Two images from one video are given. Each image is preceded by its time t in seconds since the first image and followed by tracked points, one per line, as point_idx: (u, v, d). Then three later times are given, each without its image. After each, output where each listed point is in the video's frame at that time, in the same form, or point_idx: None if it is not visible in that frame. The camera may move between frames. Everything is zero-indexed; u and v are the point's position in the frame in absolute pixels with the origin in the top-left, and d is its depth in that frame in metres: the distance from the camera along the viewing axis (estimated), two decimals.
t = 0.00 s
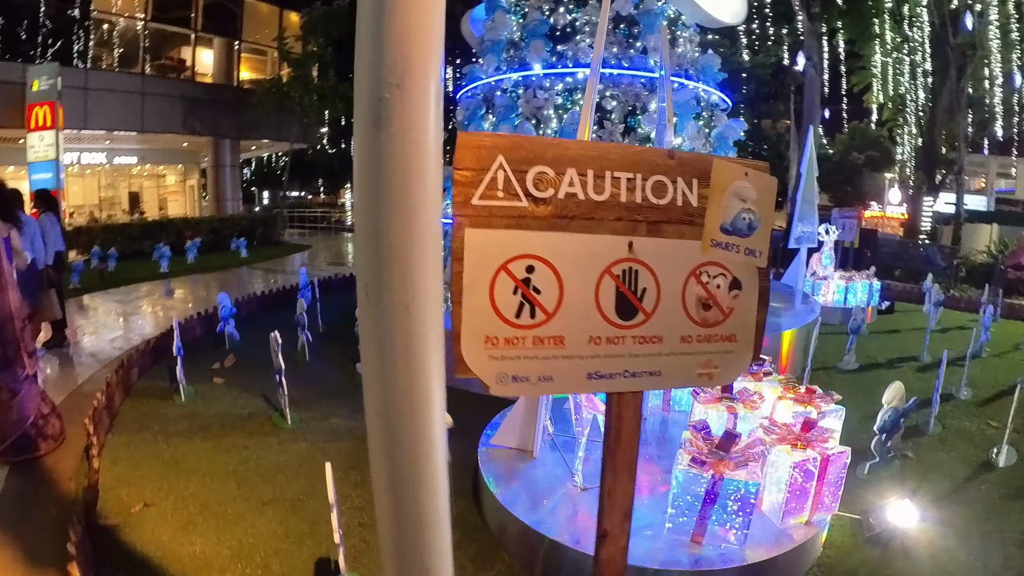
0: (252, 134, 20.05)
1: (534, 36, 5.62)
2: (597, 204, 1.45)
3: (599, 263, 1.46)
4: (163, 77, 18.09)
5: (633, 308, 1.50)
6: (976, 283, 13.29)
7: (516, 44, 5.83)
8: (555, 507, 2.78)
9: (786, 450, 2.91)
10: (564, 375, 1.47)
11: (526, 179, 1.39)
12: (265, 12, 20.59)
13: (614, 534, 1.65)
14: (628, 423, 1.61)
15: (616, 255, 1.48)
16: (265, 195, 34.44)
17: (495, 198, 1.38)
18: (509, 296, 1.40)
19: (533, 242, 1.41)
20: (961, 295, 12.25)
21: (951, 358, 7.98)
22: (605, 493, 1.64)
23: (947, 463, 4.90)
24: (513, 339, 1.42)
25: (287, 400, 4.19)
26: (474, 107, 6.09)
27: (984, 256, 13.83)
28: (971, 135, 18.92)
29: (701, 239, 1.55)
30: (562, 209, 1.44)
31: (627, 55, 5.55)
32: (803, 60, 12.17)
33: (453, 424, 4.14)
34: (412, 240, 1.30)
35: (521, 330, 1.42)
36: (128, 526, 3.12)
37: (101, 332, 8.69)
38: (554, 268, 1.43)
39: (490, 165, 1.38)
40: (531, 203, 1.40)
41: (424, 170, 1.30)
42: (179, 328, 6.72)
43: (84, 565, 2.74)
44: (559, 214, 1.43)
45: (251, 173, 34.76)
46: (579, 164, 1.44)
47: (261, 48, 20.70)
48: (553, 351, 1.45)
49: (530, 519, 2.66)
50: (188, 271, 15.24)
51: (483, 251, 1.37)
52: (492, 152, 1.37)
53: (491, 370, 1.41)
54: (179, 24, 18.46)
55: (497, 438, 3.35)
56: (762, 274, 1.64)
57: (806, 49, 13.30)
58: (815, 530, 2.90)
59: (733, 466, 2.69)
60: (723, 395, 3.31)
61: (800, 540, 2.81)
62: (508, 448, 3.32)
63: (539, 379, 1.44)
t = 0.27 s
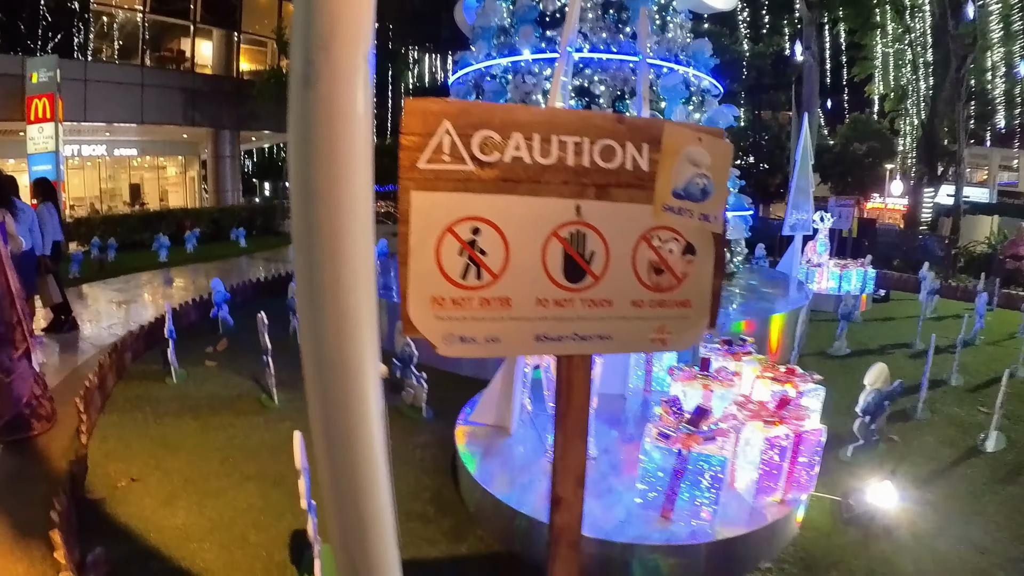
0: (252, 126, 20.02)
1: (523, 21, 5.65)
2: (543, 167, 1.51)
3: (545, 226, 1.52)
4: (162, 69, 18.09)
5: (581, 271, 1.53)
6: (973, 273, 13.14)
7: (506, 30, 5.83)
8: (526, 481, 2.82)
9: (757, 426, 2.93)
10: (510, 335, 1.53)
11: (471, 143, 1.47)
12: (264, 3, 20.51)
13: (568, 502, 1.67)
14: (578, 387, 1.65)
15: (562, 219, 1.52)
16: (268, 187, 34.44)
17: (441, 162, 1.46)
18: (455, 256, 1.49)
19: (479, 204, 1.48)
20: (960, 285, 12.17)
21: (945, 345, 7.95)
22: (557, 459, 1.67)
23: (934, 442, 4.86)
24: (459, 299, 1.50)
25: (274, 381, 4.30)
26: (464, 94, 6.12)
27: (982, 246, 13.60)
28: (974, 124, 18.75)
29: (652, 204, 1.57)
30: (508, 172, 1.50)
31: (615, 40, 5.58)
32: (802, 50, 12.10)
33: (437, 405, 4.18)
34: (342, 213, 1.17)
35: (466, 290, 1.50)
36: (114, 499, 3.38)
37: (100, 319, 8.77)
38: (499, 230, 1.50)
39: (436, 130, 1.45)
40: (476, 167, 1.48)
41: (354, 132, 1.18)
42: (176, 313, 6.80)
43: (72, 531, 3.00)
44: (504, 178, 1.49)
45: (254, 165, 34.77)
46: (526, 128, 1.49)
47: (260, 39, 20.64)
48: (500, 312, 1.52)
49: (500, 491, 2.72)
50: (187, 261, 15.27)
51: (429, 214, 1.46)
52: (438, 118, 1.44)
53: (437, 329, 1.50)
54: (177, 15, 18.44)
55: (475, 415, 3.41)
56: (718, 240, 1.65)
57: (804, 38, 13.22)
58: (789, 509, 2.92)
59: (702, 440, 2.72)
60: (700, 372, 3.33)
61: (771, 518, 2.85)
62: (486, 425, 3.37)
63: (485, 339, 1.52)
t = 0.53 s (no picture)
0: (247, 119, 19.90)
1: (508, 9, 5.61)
2: (488, 142, 1.49)
3: (490, 201, 1.49)
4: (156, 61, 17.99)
5: (528, 248, 1.50)
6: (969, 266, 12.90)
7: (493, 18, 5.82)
8: (495, 468, 2.80)
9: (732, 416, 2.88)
10: (456, 314, 1.51)
11: (414, 119, 1.46)
12: None
13: (520, 486, 1.66)
14: (528, 368, 1.62)
15: (508, 194, 1.50)
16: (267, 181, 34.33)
17: (383, 138, 1.45)
18: (397, 233, 1.47)
19: (422, 181, 1.47)
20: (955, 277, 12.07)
21: (937, 337, 7.89)
22: (507, 444, 1.65)
23: (919, 429, 4.80)
24: (403, 278, 1.49)
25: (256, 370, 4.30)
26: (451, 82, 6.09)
27: (980, 239, 13.36)
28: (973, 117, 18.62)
29: (604, 178, 1.53)
30: (453, 148, 1.49)
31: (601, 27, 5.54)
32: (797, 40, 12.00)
33: (418, 392, 4.18)
34: (265, 185, 1.19)
35: (410, 268, 1.49)
36: (93, 486, 3.35)
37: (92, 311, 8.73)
38: (443, 206, 1.48)
39: (379, 107, 1.46)
40: (420, 142, 1.46)
41: (278, 103, 1.18)
42: (165, 304, 6.77)
43: (48, 516, 2.97)
44: (447, 153, 1.47)
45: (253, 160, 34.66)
46: (470, 105, 1.48)
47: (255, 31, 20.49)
48: (444, 289, 1.50)
49: (466, 478, 2.69)
50: (181, 254, 15.19)
51: (372, 190, 1.46)
52: (380, 94, 1.45)
53: (379, 307, 1.49)
54: (171, 8, 18.31)
55: (449, 401, 3.39)
56: (676, 215, 1.60)
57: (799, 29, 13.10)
58: (763, 500, 2.91)
59: (670, 427, 2.68)
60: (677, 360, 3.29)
61: (746, 508, 2.83)
62: (460, 412, 3.34)
63: (430, 318, 1.51)
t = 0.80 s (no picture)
0: (238, 112, 19.65)
1: None
2: (427, 111, 1.41)
3: (430, 173, 1.42)
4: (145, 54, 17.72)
5: (470, 222, 1.42)
6: (962, 258, 12.78)
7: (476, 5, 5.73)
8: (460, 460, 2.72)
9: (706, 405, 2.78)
10: (395, 293, 1.43)
11: (349, 89, 1.40)
12: None
13: (469, 476, 1.60)
14: (472, 351, 1.55)
15: (449, 165, 1.42)
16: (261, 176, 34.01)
17: (319, 109, 1.40)
18: (331, 207, 1.41)
19: (357, 152, 1.40)
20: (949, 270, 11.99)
21: (928, 328, 7.81)
22: (454, 432, 1.59)
23: (908, 420, 4.72)
24: (338, 254, 1.42)
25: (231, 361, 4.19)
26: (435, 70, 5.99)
27: (973, 232, 13.23)
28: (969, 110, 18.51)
29: (553, 148, 1.45)
30: (391, 118, 1.42)
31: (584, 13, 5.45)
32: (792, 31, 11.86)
33: (395, 383, 4.09)
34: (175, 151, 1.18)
35: (345, 244, 1.42)
36: (62, 476, 3.26)
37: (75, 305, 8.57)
38: (380, 178, 1.41)
39: (315, 77, 1.41)
40: (356, 113, 1.40)
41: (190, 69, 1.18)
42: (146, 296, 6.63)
43: (14, 505, 2.86)
44: (385, 123, 1.41)
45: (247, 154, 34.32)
46: (408, 73, 1.41)
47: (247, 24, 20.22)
48: (381, 266, 1.42)
49: (432, 471, 2.60)
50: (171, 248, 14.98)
51: (305, 164, 1.40)
52: (316, 64, 1.40)
53: (314, 285, 1.42)
54: None
55: (420, 391, 3.31)
56: (632, 188, 1.50)
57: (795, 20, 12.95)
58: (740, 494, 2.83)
59: (639, 417, 2.58)
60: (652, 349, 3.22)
61: (720, 503, 2.75)
62: (430, 402, 3.26)
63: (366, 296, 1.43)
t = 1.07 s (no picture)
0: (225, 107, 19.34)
1: None
2: (367, 62, 1.29)
3: (369, 125, 1.30)
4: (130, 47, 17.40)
5: (413, 181, 1.31)
6: (953, 250, 12.75)
7: None
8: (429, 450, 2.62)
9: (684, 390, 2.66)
10: (330, 259, 1.33)
11: (285, 39, 1.28)
12: None
13: (417, 461, 1.51)
14: (416, 323, 1.45)
15: (390, 118, 1.30)
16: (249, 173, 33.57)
17: (251, 62, 1.28)
18: (263, 165, 1.29)
19: (292, 106, 1.28)
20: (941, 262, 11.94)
21: (919, 319, 7.73)
22: (398, 412, 1.49)
23: (899, 409, 4.63)
24: (269, 216, 1.31)
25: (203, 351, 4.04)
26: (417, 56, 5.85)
27: (965, 224, 13.17)
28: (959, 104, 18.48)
29: (504, 102, 1.33)
30: (329, 70, 1.29)
31: None
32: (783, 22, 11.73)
33: (372, 374, 3.96)
34: (85, 137, 1.21)
35: (277, 206, 1.31)
36: (26, 467, 3.13)
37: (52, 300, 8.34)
38: (316, 135, 1.29)
39: (248, 28, 1.29)
40: (290, 65, 1.28)
41: (101, 31, 1.21)
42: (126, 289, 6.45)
43: None
44: (322, 75, 1.28)
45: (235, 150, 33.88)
46: (347, 21, 1.29)
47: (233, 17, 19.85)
48: (317, 229, 1.32)
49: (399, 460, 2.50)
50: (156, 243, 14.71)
51: (235, 120, 1.28)
52: (251, 13, 1.29)
53: (244, 251, 1.32)
54: None
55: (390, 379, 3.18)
56: (593, 146, 1.39)
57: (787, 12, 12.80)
58: (722, 485, 2.71)
59: (611, 402, 2.50)
60: (630, 333, 3.12)
61: (702, 494, 2.63)
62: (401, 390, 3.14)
63: (300, 263, 1.33)
